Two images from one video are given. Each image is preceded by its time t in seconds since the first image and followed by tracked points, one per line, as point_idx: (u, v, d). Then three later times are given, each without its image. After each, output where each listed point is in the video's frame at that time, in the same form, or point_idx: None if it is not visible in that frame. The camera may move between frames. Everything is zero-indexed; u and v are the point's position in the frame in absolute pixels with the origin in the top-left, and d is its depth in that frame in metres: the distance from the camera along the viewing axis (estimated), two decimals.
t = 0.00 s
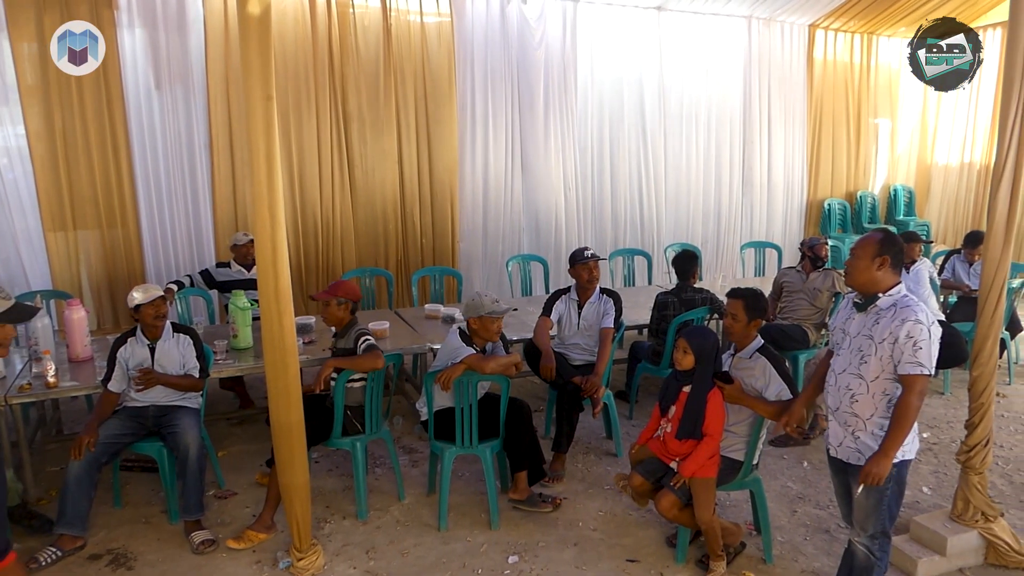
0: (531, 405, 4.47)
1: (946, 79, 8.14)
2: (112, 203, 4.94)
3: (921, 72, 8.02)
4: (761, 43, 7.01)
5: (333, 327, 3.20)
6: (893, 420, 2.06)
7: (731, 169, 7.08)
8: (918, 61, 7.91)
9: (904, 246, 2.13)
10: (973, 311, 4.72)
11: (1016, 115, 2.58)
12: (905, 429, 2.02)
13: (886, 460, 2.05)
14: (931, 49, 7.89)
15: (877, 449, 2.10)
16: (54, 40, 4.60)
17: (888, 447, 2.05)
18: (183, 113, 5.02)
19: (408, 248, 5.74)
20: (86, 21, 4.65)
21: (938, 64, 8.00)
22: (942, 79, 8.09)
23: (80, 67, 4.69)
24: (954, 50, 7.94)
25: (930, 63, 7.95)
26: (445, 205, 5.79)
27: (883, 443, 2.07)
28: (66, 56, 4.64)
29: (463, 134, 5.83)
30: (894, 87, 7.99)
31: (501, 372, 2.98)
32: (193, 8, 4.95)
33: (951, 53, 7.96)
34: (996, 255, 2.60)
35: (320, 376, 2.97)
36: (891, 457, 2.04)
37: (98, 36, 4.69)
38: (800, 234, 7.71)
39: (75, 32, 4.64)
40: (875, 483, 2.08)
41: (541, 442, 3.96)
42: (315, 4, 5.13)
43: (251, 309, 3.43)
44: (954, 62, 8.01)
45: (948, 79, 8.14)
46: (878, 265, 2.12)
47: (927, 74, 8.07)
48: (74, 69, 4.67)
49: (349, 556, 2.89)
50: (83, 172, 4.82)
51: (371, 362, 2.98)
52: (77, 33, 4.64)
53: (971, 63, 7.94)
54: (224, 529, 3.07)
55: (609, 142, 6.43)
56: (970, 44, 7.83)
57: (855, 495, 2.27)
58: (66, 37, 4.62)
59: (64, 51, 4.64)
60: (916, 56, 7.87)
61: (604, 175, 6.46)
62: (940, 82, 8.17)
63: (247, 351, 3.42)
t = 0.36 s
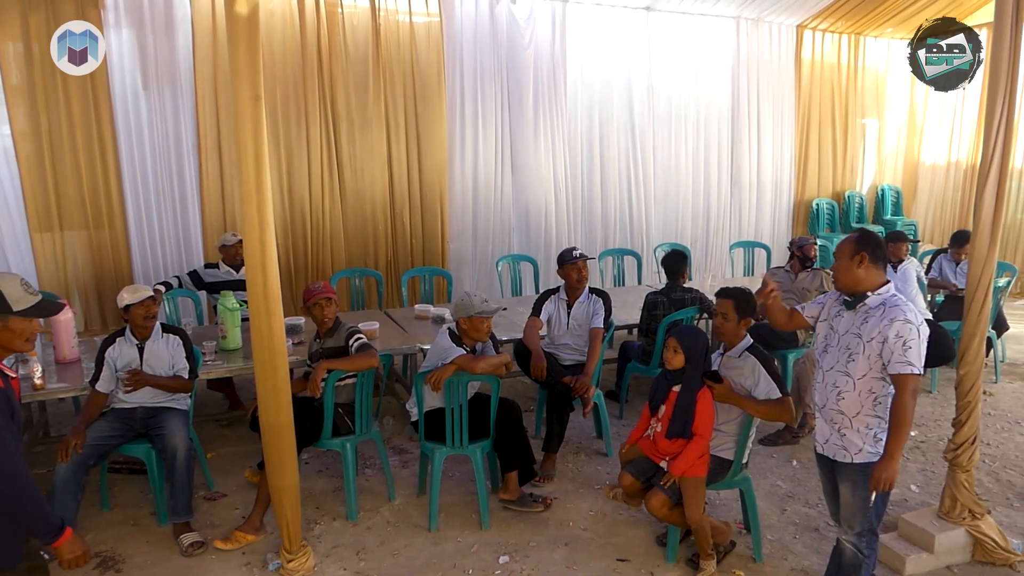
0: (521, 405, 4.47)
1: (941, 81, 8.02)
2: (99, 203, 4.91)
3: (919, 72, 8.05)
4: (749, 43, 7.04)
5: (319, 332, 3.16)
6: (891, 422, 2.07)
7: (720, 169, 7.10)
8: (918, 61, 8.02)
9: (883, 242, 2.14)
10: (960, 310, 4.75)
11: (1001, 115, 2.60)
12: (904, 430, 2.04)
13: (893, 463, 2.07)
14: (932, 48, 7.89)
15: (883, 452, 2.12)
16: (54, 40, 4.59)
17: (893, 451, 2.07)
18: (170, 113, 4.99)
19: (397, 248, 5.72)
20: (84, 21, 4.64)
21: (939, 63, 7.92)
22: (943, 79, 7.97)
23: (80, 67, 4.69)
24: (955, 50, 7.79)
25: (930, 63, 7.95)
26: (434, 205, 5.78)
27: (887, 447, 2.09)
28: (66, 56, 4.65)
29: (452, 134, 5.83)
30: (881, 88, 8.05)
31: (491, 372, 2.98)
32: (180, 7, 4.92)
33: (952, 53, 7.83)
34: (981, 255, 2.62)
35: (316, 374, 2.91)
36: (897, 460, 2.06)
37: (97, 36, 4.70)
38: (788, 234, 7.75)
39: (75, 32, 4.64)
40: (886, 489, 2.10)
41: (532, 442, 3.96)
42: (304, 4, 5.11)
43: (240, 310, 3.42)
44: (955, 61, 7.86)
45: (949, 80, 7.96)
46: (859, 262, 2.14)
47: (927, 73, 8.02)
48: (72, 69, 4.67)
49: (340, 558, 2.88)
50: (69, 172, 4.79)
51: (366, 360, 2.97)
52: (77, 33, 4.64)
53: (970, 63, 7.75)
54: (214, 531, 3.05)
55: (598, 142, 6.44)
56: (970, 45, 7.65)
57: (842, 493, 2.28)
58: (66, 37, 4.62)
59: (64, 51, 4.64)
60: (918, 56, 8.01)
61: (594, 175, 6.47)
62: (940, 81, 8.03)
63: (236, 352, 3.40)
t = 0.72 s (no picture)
0: (513, 405, 4.47)
1: (941, 82, 7.98)
2: (88, 204, 4.88)
3: (921, 71, 8.07)
4: (740, 44, 7.06)
5: (307, 337, 3.12)
6: (883, 423, 2.08)
7: (711, 169, 7.12)
8: (920, 61, 8.05)
9: (885, 245, 2.15)
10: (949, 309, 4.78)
11: (989, 114, 2.61)
12: (896, 431, 2.04)
13: (881, 461, 2.08)
14: (932, 48, 7.84)
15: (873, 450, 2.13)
16: (55, 40, 4.60)
17: (882, 449, 2.08)
18: (160, 113, 4.97)
19: (389, 248, 5.71)
20: (85, 21, 4.66)
21: (939, 63, 7.90)
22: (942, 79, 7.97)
23: (81, 67, 4.69)
24: (957, 49, 7.63)
25: (930, 63, 7.95)
26: (426, 206, 5.77)
27: (877, 446, 2.10)
28: (67, 56, 4.65)
29: (444, 135, 5.82)
30: (870, 88, 8.11)
31: (483, 373, 2.97)
32: (170, 7, 4.90)
33: (953, 52, 7.71)
34: (971, 254, 2.63)
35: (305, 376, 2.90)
36: (886, 458, 2.07)
37: (97, 36, 4.71)
38: (779, 234, 7.78)
39: (75, 32, 4.64)
40: (874, 487, 2.11)
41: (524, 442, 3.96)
42: (295, 4, 5.10)
43: (231, 311, 3.41)
44: (955, 61, 7.77)
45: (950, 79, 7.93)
46: (859, 262, 2.14)
47: (927, 73, 8.03)
48: (73, 69, 4.67)
49: (332, 559, 2.87)
50: (59, 173, 4.76)
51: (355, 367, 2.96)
52: (77, 33, 4.65)
53: (971, 64, 7.58)
54: (204, 533, 3.03)
55: (590, 142, 6.45)
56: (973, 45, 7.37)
57: (834, 492, 2.29)
58: (67, 37, 4.63)
59: (65, 51, 4.64)
60: (919, 55, 8.04)
61: (585, 174, 6.47)
62: (938, 82, 8.01)
63: (227, 354, 3.39)
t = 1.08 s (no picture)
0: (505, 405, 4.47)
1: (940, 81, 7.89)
2: (78, 204, 4.84)
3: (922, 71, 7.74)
4: (730, 44, 7.09)
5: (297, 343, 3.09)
6: (877, 421, 2.09)
7: (702, 169, 7.14)
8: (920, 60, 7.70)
9: (870, 245, 2.16)
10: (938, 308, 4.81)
11: (978, 114, 2.63)
12: (890, 430, 2.07)
13: (880, 462, 2.10)
14: (932, 48, 7.53)
15: (870, 451, 2.15)
16: (54, 40, 4.59)
17: (879, 450, 2.09)
18: (150, 112, 4.95)
19: (381, 249, 5.70)
20: (86, 21, 4.67)
21: (939, 63, 7.58)
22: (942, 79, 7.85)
23: (80, 67, 4.69)
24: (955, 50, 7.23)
25: (931, 62, 7.63)
26: (418, 206, 5.77)
27: (873, 446, 2.11)
28: (66, 56, 4.65)
29: (435, 135, 5.81)
30: (859, 89, 8.16)
31: (475, 373, 2.97)
32: (160, 7, 4.88)
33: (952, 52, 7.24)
34: (960, 253, 2.65)
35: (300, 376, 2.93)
36: (884, 459, 2.09)
37: (98, 36, 4.73)
38: (770, 233, 7.80)
39: (75, 32, 4.65)
40: (874, 488, 2.12)
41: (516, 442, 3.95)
42: (285, 3, 5.08)
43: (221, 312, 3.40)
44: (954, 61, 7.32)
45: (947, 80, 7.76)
46: (845, 262, 2.15)
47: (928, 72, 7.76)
48: (73, 68, 4.67)
49: (324, 560, 2.86)
50: (47, 173, 4.72)
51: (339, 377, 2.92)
52: (77, 33, 4.65)
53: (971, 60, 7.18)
54: (196, 535, 3.02)
55: (582, 142, 6.45)
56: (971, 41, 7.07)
57: (826, 491, 2.30)
58: (66, 37, 4.62)
59: (64, 51, 4.64)
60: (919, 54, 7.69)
61: (577, 174, 6.48)
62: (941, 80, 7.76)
63: (217, 355, 3.37)
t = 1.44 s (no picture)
0: (497, 405, 4.47)
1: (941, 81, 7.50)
2: (65, 205, 4.80)
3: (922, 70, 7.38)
4: (720, 44, 7.11)
5: (291, 346, 3.02)
6: (857, 417, 2.10)
7: (692, 169, 7.15)
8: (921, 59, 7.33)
9: (858, 244, 2.18)
10: (927, 306, 4.84)
11: (965, 114, 2.65)
12: (869, 426, 2.08)
13: (852, 456, 2.11)
14: (932, 47, 7.09)
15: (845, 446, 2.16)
16: (54, 40, 4.58)
17: (854, 444, 2.10)
18: (138, 114, 4.93)
19: (371, 250, 5.69)
20: (86, 22, 4.68)
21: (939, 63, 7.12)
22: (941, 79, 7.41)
23: (81, 67, 4.71)
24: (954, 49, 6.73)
25: (931, 62, 7.21)
26: (408, 207, 5.76)
27: (849, 441, 2.12)
28: (66, 56, 4.65)
29: (425, 136, 5.80)
30: (848, 89, 8.21)
31: (467, 373, 2.97)
32: (147, 7, 4.86)
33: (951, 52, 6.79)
34: (948, 252, 2.66)
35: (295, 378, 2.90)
36: (857, 453, 2.09)
37: (97, 36, 4.73)
38: (760, 232, 7.83)
39: (75, 32, 4.65)
40: (844, 481, 2.13)
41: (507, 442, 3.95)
42: (274, 4, 5.05)
43: (211, 313, 3.38)
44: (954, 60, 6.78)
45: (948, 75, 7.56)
46: (833, 261, 2.17)
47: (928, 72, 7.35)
48: (74, 69, 4.68)
49: (315, 562, 2.85)
50: (34, 174, 4.68)
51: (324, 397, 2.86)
52: (77, 33, 4.66)
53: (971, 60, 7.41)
54: (186, 538, 3.00)
55: (572, 143, 6.46)
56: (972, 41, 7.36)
57: (816, 489, 2.31)
58: (66, 37, 4.62)
59: (64, 51, 4.64)
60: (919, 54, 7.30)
61: (567, 174, 6.49)
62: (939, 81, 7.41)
63: (207, 356, 3.36)
